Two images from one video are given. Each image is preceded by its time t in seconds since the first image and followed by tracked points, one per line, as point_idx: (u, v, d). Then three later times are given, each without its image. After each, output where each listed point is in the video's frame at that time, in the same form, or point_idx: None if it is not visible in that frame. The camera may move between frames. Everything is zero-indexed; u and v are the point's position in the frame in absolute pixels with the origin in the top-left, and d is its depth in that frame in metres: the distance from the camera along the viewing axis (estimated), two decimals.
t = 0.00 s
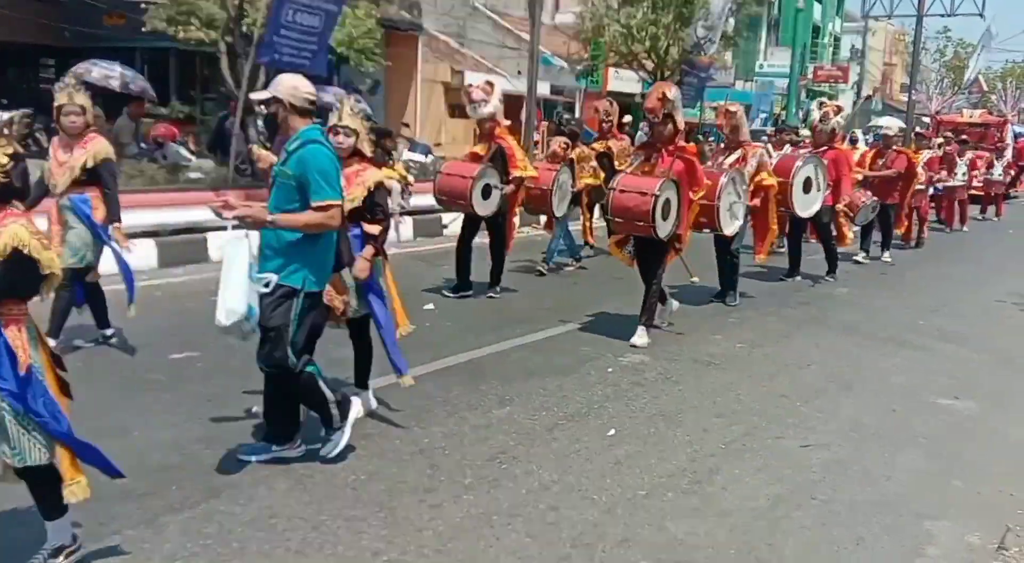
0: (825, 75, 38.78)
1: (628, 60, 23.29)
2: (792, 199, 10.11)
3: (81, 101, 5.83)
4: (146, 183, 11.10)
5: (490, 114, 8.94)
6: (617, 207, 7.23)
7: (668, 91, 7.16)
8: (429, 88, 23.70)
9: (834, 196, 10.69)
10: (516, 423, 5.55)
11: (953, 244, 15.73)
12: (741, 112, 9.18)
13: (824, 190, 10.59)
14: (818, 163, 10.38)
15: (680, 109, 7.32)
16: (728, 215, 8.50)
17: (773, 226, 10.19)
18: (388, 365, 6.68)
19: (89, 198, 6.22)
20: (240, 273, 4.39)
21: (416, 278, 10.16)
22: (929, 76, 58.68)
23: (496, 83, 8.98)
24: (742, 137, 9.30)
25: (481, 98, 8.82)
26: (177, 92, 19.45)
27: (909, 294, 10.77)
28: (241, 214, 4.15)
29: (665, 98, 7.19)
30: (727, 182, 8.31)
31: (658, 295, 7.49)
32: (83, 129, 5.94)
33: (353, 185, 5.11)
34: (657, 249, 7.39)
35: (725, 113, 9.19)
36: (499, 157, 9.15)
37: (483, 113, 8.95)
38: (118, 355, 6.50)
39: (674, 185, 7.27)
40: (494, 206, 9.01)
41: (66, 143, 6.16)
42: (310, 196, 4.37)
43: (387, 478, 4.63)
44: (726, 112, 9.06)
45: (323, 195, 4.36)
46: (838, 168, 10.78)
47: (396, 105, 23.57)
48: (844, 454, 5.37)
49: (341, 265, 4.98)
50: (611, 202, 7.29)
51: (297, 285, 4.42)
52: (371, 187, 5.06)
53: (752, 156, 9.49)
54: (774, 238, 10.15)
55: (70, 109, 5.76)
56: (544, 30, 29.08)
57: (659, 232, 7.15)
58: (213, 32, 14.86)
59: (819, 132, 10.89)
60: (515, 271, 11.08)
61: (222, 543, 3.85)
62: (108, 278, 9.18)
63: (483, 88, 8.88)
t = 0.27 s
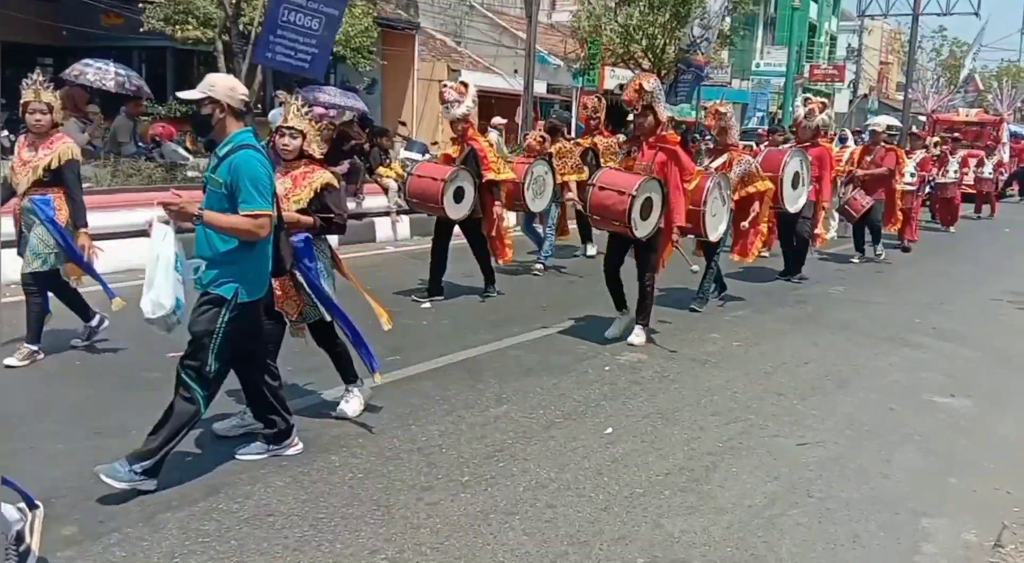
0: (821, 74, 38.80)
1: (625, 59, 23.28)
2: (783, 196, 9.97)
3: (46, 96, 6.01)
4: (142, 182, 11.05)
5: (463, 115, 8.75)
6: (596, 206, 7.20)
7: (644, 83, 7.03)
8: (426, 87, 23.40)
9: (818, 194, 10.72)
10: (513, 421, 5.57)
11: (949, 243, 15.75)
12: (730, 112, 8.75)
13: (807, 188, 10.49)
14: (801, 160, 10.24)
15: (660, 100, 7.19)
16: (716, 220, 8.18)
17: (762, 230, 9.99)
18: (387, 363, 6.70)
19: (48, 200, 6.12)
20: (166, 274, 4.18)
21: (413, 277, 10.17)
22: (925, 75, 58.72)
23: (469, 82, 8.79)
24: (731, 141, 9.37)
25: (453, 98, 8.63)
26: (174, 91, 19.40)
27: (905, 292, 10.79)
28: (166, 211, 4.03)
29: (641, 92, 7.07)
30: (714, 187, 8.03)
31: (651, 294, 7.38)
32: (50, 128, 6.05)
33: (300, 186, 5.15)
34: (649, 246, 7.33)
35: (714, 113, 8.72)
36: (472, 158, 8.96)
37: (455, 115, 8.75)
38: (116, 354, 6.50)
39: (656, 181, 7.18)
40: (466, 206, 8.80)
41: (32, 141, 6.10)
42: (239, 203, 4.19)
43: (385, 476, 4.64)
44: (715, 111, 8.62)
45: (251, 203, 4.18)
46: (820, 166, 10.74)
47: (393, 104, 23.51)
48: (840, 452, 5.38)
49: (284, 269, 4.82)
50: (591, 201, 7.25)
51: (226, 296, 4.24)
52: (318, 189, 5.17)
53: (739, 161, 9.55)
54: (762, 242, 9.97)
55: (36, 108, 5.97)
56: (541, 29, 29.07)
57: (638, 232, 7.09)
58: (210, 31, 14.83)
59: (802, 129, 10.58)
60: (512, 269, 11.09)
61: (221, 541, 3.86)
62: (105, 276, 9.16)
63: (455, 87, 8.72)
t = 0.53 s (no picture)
0: (820, 74, 38.82)
1: (624, 58, 23.29)
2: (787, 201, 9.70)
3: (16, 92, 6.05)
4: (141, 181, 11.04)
5: (444, 109, 8.54)
6: (576, 218, 6.90)
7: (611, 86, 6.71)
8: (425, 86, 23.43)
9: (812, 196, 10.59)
10: (513, 420, 5.57)
11: (947, 242, 15.77)
12: (722, 107, 8.65)
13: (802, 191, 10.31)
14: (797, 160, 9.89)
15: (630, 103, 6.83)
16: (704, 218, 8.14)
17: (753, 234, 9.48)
18: (387, 362, 6.70)
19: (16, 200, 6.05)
20: (82, 268, 4.61)
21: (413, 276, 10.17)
22: (924, 74, 58.77)
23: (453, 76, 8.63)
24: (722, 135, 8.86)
25: (433, 91, 8.45)
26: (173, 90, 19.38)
27: (904, 291, 10.79)
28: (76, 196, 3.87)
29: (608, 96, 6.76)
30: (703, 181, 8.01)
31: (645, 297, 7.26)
32: (17, 125, 5.99)
33: (251, 181, 4.78)
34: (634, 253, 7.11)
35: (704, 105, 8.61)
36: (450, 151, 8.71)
37: (437, 108, 8.57)
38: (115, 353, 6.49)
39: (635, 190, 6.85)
40: (442, 206, 8.57)
41: None
42: (150, 196, 4.06)
43: (384, 476, 4.64)
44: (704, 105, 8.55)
45: (163, 197, 4.04)
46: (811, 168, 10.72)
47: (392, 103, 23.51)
48: (839, 451, 5.39)
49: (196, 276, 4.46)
50: (572, 213, 6.96)
51: (141, 294, 4.10)
52: (270, 185, 4.80)
53: (730, 157, 8.99)
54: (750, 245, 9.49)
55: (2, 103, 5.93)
56: (540, 28, 29.07)
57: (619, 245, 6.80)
58: (209, 30, 14.80)
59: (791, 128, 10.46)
60: (511, 268, 11.10)
61: (219, 540, 3.85)
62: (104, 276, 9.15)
63: (438, 79, 8.54)
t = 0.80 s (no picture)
0: (821, 73, 38.78)
1: (625, 57, 23.28)
2: (781, 201, 9.60)
3: None
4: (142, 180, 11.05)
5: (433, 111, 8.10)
6: (547, 211, 6.61)
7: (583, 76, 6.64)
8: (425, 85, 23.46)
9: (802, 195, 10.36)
10: (514, 419, 5.56)
11: (947, 240, 15.76)
12: (711, 107, 8.47)
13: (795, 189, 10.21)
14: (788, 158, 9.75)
15: (603, 96, 6.73)
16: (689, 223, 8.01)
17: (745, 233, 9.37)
18: (389, 361, 6.70)
19: None
20: None
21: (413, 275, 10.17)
22: (925, 73, 58.72)
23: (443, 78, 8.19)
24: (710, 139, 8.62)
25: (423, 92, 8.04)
26: (174, 90, 19.36)
27: (904, 290, 10.78)
28: None
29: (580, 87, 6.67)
30: (686, 184, 7.75)
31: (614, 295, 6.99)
32: None
33: (220, 183, 4.56)
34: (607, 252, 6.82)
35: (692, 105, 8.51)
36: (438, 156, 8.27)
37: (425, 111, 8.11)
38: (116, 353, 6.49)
39: (611, 185, 6.65)
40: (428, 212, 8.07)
41: None
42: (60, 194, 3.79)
43: (385, 475, 4.63)
44: (692, 106, 8.40)
45: (71, 194, 3.76)
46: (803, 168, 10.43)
47: (393, 103, 23.45)
48: (841, 450, 5.38)
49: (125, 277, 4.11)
50: (542, 207, 6.65)
51: (69, 304, 3.86)
52: (240, 187, 4.59)
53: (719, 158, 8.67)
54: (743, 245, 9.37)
55: None
56: (540, 27, 29.06)
57: (592, 240, 6.53)
58: (209, 29, 14.80)
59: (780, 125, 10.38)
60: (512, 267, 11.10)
61: (221, 539, 3.85)
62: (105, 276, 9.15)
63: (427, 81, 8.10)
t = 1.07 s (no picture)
0: (823, 72, 38.74)
1: (627, 56, 23.26)
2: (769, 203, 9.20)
3: None
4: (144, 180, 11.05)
5: (419, 104, 7.87)
6: (522, 211, 6.37)
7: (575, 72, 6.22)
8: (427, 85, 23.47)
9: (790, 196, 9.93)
10: (516, 419, 5.56)
11: (950, 239, 15.75)
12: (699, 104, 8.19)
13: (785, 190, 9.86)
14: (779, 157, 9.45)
15: (594, 92, 6.34)
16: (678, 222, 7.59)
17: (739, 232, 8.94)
18: (391, 361, 6.69)
19: None
20: None
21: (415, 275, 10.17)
22: (927, 72, 58.65)
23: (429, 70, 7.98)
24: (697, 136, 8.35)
25: (408, 85, 7.83)
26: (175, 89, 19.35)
27: (907, 289, 10.76)
28: None
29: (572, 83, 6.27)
30: (670, 181, 7.27)
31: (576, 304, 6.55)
32: None
33: (187, 187, 4.51)
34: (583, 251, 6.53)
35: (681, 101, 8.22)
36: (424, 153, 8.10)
37: (411, 106, 7.90)
38: (118, 352, 6.49)
39: (588, 182, 6.37)
40: (420, 207, 7.93)
41: None
42: None
43: (388, 474, 4.63)
44: (680, 101, 8.12)
45: None
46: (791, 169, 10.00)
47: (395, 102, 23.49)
48: (843, 449, 5.37)
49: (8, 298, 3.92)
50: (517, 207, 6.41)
51: None
52: (207, 194, 4.54)
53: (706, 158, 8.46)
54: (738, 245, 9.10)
55: None
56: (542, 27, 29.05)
57: (568, 238, 6.25)
58: (210, 29, 14.80)
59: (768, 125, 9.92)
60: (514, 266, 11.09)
61: (223, 539, 3.84)
62: (107, 275, 9.15)
63: (413, 75, 7.89)
